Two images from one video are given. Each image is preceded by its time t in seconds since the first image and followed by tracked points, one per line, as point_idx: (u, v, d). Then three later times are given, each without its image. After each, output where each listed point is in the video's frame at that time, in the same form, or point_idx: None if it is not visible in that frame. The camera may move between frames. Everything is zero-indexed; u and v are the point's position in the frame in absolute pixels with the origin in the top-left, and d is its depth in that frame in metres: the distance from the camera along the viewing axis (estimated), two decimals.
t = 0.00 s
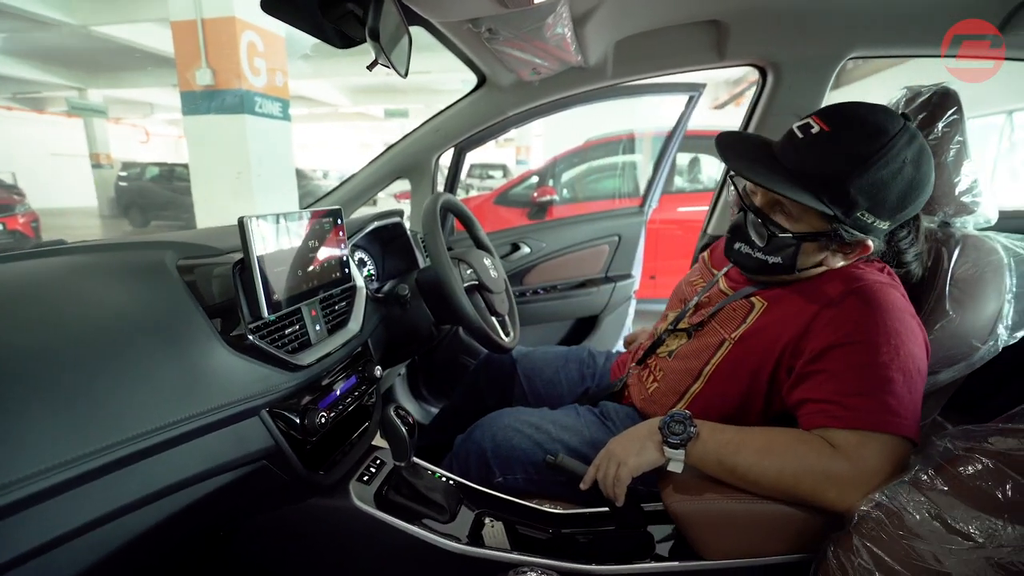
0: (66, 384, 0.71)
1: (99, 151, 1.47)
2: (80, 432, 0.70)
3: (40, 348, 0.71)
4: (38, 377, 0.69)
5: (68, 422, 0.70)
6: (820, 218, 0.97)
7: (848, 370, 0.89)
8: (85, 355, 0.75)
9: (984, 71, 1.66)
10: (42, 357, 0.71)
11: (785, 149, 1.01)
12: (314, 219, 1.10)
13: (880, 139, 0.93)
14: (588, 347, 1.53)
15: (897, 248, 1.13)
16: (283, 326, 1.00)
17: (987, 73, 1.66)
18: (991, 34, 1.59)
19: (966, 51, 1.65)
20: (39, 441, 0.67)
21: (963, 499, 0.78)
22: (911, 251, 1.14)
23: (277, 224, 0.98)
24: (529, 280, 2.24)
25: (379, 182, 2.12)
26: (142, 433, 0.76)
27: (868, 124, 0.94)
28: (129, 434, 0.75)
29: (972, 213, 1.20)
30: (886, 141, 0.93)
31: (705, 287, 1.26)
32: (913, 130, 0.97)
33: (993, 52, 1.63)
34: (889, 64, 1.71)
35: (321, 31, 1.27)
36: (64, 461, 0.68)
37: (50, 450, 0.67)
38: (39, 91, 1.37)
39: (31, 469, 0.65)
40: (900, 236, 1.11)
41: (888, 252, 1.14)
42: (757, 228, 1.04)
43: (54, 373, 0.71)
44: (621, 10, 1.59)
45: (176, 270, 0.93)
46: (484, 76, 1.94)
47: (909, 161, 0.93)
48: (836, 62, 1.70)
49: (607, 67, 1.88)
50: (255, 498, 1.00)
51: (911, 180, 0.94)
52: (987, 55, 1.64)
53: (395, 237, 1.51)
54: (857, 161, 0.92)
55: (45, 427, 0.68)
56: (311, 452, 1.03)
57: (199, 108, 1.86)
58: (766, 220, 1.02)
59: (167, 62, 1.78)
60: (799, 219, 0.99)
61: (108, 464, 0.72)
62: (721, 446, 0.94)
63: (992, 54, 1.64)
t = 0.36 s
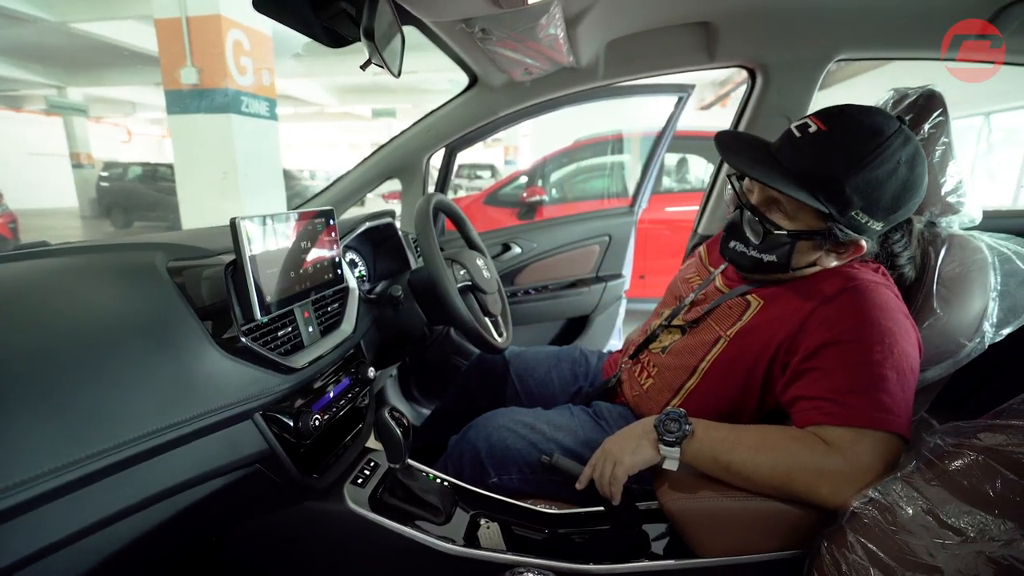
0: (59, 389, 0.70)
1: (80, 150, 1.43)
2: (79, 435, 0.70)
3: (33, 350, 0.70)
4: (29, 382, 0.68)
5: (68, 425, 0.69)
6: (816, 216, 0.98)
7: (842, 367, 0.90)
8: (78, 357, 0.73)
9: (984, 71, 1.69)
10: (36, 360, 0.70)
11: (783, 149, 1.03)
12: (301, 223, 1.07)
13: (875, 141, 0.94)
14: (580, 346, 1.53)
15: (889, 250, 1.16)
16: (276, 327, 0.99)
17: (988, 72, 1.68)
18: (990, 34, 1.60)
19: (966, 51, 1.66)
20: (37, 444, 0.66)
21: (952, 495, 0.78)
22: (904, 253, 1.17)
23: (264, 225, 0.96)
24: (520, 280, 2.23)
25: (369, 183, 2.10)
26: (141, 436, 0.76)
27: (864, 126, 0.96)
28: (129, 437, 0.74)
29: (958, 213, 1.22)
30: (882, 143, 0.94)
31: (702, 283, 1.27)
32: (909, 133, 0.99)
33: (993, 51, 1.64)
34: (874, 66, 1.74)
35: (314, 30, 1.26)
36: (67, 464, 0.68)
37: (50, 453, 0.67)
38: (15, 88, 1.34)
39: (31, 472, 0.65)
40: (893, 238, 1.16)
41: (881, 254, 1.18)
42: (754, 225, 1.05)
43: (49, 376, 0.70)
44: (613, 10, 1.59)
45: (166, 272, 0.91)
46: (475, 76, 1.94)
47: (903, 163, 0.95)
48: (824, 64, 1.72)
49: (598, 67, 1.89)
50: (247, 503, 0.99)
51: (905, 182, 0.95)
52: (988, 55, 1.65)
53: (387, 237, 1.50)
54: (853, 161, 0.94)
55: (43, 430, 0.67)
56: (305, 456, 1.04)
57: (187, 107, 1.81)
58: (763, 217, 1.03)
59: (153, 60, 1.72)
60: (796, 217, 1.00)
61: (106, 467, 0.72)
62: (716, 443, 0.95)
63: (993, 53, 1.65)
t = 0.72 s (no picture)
0: (51, 393, 0.69)
1: (62, 149, 1.41)
2: (78, 438, 0.69)
3: (29, 352, 0.69)
4: (19, 386, 0.66)
5: (66, 427, 0.69)
6: (795, 211, 0.97)
7: (837, 365, 0.91)
8: (73, 360, 0.72)
9: (984, 72, 1.73)
10: (31, 362, 0.68)
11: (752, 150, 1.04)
12: (291, 224, 1.04)
13: (841, 132, 0.97)
14: (575, 346, 1.53)
15: (870, 237, 1.12)
16: (270, 329, 0.98)
17: (988, 73, 1.74)
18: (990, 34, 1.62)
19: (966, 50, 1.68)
20: (34, 449, 0.65)
21: (950, 491, 0.79)
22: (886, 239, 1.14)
23: (252, 226, 0.93)
24: (513, 280, 2.23)
25: (361, 182, 2.07)
26: (140, 438, 0.75)
27: (828, 120, 0.98)
28: (126, 439, 0.74)
29: (948, 212, 1.24)
30: (847, 133, 0.97)
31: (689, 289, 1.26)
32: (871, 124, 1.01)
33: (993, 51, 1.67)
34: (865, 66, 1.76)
35: (308, 27, 1.24)
36: (66, 467, 0.67)
37: (48, 457, 0.66)
38: None
39: (31, 476, 0.64)
40: (875, 227, 1.12)
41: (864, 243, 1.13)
42: (734, 229, 1.04)
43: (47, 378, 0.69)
44: (608, 10, 1.59)
45: (157, 273, 0.89)
46: (469, 76, 1.93)
47: (870, 150, 0.97)
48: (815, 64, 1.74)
49: (592, 67, 1.88)
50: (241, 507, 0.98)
51: (877, 168, 0.97)
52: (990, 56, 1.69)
53: (380, 237, 1.49)
54: (823, 153, 0.95)
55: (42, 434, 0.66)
56: (300, 458, 1.02)
57: (177, 105, 1.79)
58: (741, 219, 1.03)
59: (139, 58, 1.70)
60: (775, 214, 0.99)
61: (103, 471, 0.71)
62: (716, 441, 0.95)
63: (993, 53, 1.68)
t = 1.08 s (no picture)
0: (36, 398, 0.67)
1: (45, 148, 1.34)
2: (67, 443, 0.67)
3: (16, 357, 0.67)
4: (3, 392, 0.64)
5: (55, 433, 0.67)
6: (744, 214, 0.98)
7: (827, 362, 0.90)
8: (59, 364, 0.70)
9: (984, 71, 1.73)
10: (17, 368, 0.67)
11: (691, 170, 1.06)
12: (282, 224, 1.02)
13: (764, 134, 0.98)
14: (571, 345, 1.52)
15: (831, 224, 1.08)
16: (262, 331, 0.96)
17: (987, 73, 1.74)
18: (990, 34, 1.62)
19: (967, 48, 1.67)
20: (20, 455, 0.63)
21: (947, 491, 0.79)
22: (847, 224, 1.11)
23: (241, 226, 0.91)
24: (507, 280, 2.22)
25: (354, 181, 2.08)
26: (130, 444, 0.73)
27: (754, 126, 1.00)
28: (116, 445, 0.72)
29: (940, 211, 1.24)
30: (770, 135, 0.98)
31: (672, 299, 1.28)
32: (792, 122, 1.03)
33: (993, 51, 1.67)
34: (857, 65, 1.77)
35: (300, 24, 1.23)
36: (54, 473, 0.65)
37: (35, 463, 0.64)
38: None
39: (17, 484, 0.62)
40: (835, 214, 1.09)
41: (827, 231, 1.09)
42: (693, 244, 1.04)
43: (36, 385, 0.67)
44: (603, 8, 1.58)
45: (145, 274, 0.87)
46: (462, 74, 1.91)
47: (799, 146, 0.98)
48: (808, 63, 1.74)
49: (586, 66, 1.88)
50: (230, 512, 0.96)
51: (809, 162, 0.97)
52: (990, 56, 1.68)
53: (373, 237, 1.47)
54: (754, 157, 0.97)
55: (30, 440, 0.64)
56: (294, 462, 1.01)
57: (165, 103, 1.77)
58: (697, 233, 1.04)
59: (125, 56, 1.67)
60: (727, 222, 1.00)
61: (90, 479, 0.69)
62: (716, 435, 0.94)
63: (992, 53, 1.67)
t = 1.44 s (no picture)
0: (26, 404, 0.65)
1: (30, 148, 1.34)
2: (55, 451, 0.66)
3: (2, 364, 0.65)
4: None
5: (43, 441, 0.66)
6: (683, 205, 0.96)
7: (771, 323, 0.91)
8: (47, 367, 0.69)
9: (985, 71, 1.73)
10: (5, 374, 0.65)
11: (622, 175, 1.03)
12: (274, 225, 1.01)
13: (678, 131, 0.96)
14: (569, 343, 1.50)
15: (766, 197, 1.05)
16: (255, 334, 0.95)
17: (988, 73, 1.74)
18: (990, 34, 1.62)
19: (966, 48, 1.67)
20: (10, 463, 0.62)
21: (946, 488, 0.78)
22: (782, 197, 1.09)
23: (232, 227, 0.89)
24: (501, 281, 2.21)
25: (347, 183, 2.01)
26: (120, 450, 0.72)
27: (672, 120, 0.98)
28: (105, 452, 0.71)
29: (930, 211, 1.25)
30: (688, 129, 0.96)
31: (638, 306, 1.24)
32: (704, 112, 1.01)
33: (993, 51, 1.67)
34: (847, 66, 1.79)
35: (292, 22, 1.22)
36: (41, 483, 0.64)
37: (21, 473, 0.63)
38: None
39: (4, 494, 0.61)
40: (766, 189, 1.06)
41: (763, 206, 1.06)
42: (643, 242, 1.03)
43: (17, 394, 0.65)
44: (596, 8, 1.58)
45: (135, 277, 0.85)
46: (456, 74, 1.90)
47: (717, 128, 0.96)
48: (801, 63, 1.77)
49: (579, 66, 1.87)
50: (223, 518, 0.96)
51: (728, 144, 0.96)
52: (990, 57, 1.68)
53: (366, 238, 1.47)
54: (681, 150, 0.95)
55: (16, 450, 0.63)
56: (288, 467, 1.00)
57: (155, 102, 1.71)
58: (643, 232, 1.02)
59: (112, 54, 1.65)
60: (669, 216, 0.97)
61: (77, 488, 0.68)
62: (657, 386, 1.00)
63: (993, 54, 1.67)
